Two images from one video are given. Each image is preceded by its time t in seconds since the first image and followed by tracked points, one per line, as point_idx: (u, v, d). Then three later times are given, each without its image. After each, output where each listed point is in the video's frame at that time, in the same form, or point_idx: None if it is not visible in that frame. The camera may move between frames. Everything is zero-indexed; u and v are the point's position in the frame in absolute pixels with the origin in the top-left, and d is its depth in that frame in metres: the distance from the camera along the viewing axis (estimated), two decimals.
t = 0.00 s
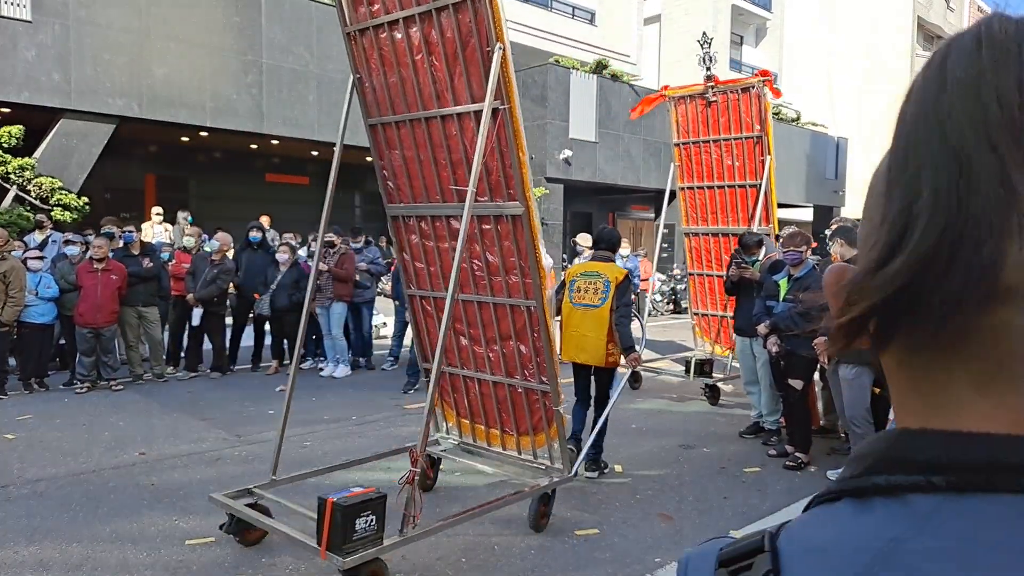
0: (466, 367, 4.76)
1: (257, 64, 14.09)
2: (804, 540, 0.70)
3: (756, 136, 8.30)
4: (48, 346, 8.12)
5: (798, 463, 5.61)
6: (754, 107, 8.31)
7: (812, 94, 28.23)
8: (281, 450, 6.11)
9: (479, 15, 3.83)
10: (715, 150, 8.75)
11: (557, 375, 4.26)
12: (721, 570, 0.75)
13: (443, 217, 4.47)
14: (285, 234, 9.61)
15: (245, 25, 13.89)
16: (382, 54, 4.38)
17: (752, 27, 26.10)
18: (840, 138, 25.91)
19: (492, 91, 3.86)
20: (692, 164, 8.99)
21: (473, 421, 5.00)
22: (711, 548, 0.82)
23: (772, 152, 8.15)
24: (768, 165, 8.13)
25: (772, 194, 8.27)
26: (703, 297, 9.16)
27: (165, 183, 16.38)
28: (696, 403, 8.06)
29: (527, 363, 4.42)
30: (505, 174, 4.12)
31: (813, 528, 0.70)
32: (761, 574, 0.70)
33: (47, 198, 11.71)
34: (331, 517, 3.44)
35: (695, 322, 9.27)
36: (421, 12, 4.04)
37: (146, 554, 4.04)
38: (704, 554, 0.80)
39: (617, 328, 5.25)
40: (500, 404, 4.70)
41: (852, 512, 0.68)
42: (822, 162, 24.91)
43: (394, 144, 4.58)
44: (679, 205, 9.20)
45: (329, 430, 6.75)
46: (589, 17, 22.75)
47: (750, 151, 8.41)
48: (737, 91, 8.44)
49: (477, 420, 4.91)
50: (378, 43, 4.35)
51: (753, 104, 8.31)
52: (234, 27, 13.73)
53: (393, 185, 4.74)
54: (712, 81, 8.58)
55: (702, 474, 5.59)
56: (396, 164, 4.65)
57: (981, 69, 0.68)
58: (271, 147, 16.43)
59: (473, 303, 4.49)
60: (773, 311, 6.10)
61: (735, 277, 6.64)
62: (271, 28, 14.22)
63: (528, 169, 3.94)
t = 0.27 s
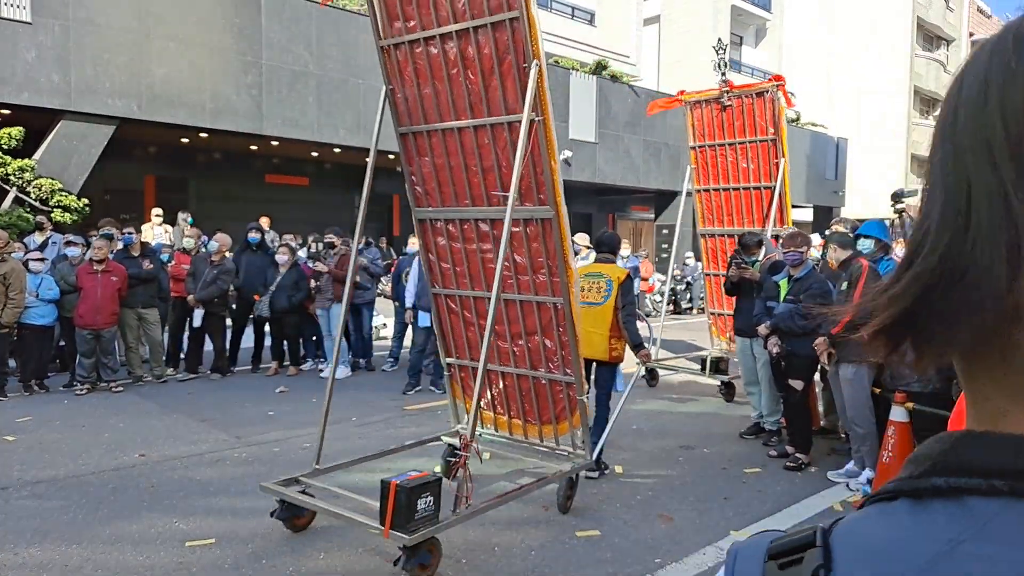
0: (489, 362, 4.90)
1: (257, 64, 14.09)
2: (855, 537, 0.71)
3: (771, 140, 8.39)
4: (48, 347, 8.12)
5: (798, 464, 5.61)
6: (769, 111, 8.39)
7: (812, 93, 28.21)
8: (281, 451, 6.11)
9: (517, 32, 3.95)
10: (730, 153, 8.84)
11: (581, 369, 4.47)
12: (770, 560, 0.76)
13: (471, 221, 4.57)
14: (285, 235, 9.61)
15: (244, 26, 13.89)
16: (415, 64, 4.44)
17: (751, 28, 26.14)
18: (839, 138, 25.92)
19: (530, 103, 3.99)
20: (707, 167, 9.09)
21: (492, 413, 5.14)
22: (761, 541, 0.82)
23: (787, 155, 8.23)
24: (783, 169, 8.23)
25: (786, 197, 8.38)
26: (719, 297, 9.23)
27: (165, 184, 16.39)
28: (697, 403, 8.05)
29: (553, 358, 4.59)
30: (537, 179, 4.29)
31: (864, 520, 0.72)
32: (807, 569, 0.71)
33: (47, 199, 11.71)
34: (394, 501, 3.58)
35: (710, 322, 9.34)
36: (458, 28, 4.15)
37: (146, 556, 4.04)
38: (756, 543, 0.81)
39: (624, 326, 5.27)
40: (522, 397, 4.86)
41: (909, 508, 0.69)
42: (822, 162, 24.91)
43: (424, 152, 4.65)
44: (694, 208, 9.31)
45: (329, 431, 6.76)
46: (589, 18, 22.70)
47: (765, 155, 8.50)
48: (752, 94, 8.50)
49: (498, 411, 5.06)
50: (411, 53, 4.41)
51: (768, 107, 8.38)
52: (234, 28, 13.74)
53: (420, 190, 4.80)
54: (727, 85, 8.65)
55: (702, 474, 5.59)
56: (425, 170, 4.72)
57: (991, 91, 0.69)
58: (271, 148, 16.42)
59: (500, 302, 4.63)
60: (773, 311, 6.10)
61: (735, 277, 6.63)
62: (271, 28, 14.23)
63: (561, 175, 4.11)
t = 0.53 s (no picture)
0: (505, 355, 5.31)
1: (258, 66, 14.14)
2: (915, 523, 0.78)
3: (783, 145, 8.67)
4: (50, 347, 8.16)
5: (797, 463, 5.65)
6: (783, 117, 8.65)
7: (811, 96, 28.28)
8: (282, 450, 6.15)
9: (549, 52, 4.40)
10: (744, 157, 9.12)
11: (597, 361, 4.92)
12: (828, 539, 0.83)
13: (494, 223, 5.00)
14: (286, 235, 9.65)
15: (246, 28, 13.95)
16: (446, 78, 4.87)
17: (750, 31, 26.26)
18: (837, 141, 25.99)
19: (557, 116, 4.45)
20: (721, 171, 9.37)
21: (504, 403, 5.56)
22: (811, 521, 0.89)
23: (799, 159, 8.50)
24: (796, 172, 8.50)
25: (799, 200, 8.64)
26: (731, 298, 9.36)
27: (166, 185, 16.43)
28: (695, 403, 8.10)
29: (569, 350, 5.04)
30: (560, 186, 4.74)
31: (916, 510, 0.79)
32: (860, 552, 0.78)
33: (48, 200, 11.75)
34: (450, 481, 3.98)
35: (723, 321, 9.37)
36: (491, 46, 4.58)
37: (149, 554, 4.08)
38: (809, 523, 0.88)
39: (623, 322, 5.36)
40: (536, 385, 5.30)
41: (969, 492, 0.76)
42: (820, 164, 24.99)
43: (449, 158, 5.07)
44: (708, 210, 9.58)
45: (331, 431, 6.80)
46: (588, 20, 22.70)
47: (778, 158, 8.77)
48: (765, 100, 8.79)
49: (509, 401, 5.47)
50: (442, 67, 4.84)
51: (780, 113, 8.66)
52: (235, 30, 13.80)
53: (443, 194, 5.21)
54: (740, 91, 8.93)
55: (700, 474, 5.63)
56: (449, 176, 5.13)
57: None
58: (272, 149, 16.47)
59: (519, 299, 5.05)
60: (771, 311, 6.14)
61: (734, 277, 6.67)
62: (272, 30, 14.28)
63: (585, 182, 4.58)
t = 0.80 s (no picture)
0: (522, 350, 5.62)
1: (259, 67, 14.15)
2: (960, 533, 1.00)
3: (795, 147, 9.46)
4: (50, 348, 8.17)
5: (797, 464, 5.65)
6: (794, 121, 9.45)
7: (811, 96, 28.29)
8: (282, 451, 6.16)
9: (569, 67, 4.69)
10: (758, 159, 9.91)
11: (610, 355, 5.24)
12: (870, 550, 1.03)
13: (513, 226, 5.30)
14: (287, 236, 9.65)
15: (247, 29, 13.97)
16: (468, 90, 5.16)
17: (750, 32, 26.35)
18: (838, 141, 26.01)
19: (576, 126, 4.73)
20: (735, 171, 10.16)
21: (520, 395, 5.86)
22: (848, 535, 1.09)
23: (811, 160, 9.29)
24: (807, 174, 9.31)
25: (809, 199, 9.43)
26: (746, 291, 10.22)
27: (166, 186, 16.45)
28: (695, 404, 8.10)
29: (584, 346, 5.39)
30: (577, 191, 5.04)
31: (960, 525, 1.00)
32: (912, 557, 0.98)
33: (49, 201, 11.76)
34: (489, 464, 4.34)
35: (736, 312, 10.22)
36: (512, 61, 4.87)
37: (150, 555, 4.08)
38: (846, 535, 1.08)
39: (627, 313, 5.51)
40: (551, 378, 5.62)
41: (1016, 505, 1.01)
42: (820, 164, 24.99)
43: (470, 165, 5.36)
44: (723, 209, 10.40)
45: (331, 431, 6.80)
46: (588, 21, 22.75)
47: (790, 160, 9.54)
48: (778, 105, 9.58)
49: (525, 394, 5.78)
50: (464, 80, 5.13)
51: (793, 117, 9.44)
52: (236, 31, 13.81)
53: (463, 199, 5.51)
54: (755, 96, 9.71)
55: (701, 475, 5.63)
56: (469, 182, 5.42)
57: None
58: (272, 150, 16.48)
59: (537, 297, 5.36)
60: (772, 313, 6.15)
61: (735, 278, 6.68)
62: (272, 32, 14.29)
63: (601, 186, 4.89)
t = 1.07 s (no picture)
0: (537, 344, 5.97)
1: (259, 67, 14.15)
2: (998, 552, 1.00)
3: (807, 150, 9.56)
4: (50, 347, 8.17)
5: (797, 464, 5.65)
6: (806, 122, 9.52)
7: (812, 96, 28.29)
8: (283, 450, 6.16)
9: (593, 78, 5.05)
10: (770, 160, 10.01)
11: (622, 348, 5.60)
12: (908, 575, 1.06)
13: (532, 227, 5.65)
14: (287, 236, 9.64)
15: (247, 29, 13.97)
16: (493, 98, 5.52)
17: (750, 32, 26.57)
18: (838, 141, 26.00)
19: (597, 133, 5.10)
20: (748, 172, 10.28)
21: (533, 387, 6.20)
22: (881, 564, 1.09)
23: (823, 163, 9.41)
24: (819, 176, 9.44)
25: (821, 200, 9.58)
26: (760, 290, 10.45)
27: (167, 186, 16.45)
28: (695, 403, 8.10)
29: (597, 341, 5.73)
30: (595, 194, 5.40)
31: (996, 539, 1.03)
32: None
33: (50, 200, 11.76)
34: (522, 448, 4.63)
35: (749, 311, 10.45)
36: (537, 72, 5.23)
37: (150, 555, 4.08)
38: (879, 561, 1.10)
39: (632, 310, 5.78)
40: (564, 371, 5.95)
41: None
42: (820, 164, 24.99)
43: (491, 168, 5.71)
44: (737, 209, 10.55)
45: (331, 431, 6.80)
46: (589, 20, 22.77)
47: (802, 162, 9.65)
48: (790, 107, 9.65)
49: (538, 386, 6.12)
50: (489, 89, 5.49)
51: (804, 119, 9.52)
52: (236, 31, 13.81)
53: (484, 201, 5.86)
54: (767, 98, 9.77)
55: (701, 475, 5.62)
56: (490, 184, 5.78)
57: None
58: (272, 150, 16.48)
59: (554, 294, 5.72)
60: (773, 313, 6.15)
61: (737, 277, 6.68)
62: (273, 31, 14.29)
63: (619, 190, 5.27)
